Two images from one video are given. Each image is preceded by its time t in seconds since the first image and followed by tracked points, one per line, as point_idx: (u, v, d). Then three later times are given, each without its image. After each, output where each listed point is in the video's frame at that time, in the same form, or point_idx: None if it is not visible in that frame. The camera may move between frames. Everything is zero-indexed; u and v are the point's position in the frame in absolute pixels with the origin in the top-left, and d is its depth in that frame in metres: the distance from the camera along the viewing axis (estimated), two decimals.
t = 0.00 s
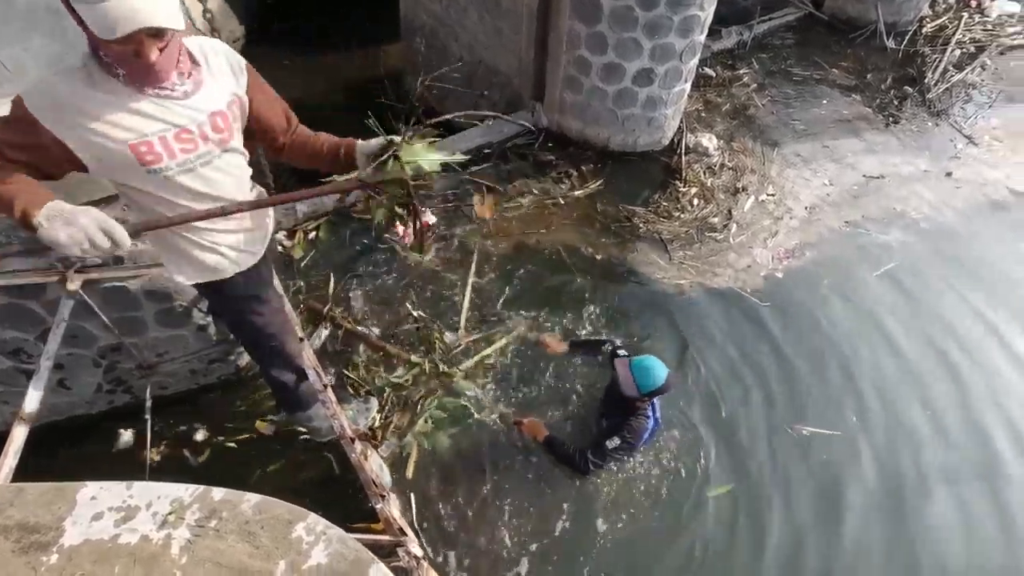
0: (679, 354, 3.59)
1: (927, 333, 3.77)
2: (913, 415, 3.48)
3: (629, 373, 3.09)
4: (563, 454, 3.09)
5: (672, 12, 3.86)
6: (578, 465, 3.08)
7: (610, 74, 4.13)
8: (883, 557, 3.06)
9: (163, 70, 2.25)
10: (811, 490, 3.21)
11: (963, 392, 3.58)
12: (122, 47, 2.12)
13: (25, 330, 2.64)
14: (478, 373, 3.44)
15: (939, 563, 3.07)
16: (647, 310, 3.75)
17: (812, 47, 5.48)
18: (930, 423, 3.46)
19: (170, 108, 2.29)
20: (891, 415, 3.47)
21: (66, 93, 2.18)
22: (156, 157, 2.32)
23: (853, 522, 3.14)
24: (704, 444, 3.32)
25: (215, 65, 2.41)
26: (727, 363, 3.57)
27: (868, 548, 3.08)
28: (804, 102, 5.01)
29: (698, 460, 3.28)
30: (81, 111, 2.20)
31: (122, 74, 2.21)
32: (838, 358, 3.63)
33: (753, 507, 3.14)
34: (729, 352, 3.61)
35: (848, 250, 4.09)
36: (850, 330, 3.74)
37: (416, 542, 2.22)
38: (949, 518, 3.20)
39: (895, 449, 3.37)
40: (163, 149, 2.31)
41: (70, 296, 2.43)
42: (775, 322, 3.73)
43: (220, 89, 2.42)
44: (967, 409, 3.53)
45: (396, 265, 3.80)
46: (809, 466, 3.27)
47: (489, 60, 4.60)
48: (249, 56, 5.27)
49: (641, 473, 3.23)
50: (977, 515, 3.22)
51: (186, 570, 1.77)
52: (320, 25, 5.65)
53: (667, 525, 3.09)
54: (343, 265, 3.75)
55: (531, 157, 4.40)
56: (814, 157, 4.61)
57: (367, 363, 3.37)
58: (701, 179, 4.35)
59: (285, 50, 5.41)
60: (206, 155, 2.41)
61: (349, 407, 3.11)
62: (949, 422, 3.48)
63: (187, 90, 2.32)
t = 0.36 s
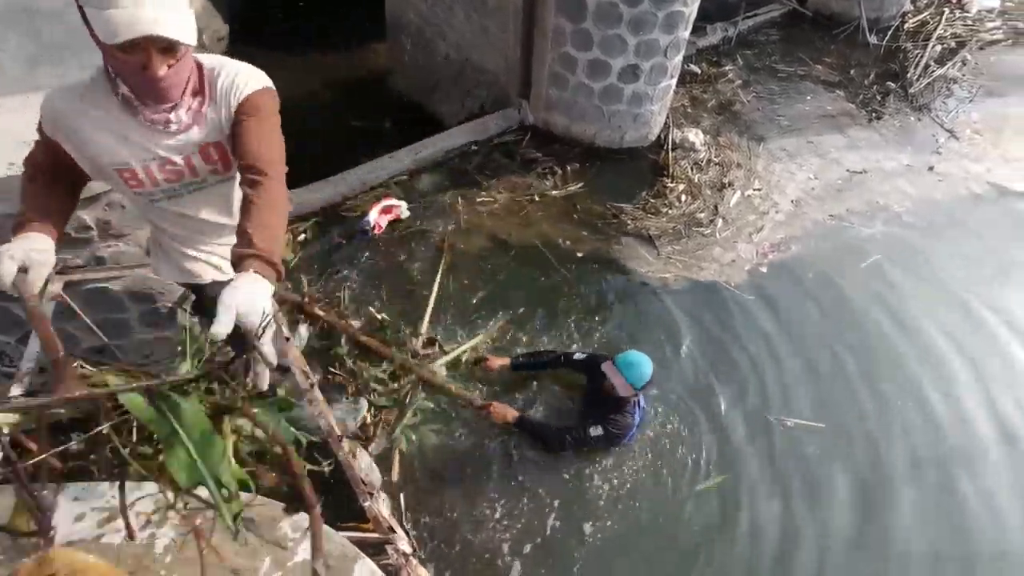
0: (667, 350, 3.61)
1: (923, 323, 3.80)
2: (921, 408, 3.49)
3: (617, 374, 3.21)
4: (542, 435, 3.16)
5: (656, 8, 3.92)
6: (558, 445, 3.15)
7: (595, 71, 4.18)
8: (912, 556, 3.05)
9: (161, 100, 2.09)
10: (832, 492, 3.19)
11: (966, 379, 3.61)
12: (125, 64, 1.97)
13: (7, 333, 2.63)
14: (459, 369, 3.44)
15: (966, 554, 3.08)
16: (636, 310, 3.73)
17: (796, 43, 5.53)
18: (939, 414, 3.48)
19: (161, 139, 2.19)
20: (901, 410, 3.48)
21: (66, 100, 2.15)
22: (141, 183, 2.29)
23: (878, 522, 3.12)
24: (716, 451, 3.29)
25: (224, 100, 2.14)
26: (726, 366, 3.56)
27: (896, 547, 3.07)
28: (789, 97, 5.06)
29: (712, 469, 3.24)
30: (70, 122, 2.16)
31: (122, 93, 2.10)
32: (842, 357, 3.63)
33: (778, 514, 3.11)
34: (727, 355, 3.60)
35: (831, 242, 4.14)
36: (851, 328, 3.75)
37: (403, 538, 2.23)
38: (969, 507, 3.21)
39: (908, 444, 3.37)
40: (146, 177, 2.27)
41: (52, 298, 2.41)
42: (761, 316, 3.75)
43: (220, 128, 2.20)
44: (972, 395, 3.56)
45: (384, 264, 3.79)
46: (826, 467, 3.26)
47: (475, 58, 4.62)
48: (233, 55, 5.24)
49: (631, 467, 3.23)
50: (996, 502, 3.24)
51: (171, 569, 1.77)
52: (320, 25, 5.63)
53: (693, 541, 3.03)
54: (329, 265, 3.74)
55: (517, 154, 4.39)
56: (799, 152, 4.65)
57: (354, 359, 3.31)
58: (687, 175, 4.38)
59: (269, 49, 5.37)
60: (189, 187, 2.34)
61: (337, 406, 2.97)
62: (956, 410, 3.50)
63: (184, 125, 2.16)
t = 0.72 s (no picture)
0: (657, 345, 3.63)
1: (925, 318, 3.83)
2: (934, 404, 3.52)
3: (611, 373, 3.06)
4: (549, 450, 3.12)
5: (644, 4, 3.94)
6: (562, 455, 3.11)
7: (584, 68, 4.19)
8: (940, 552, 3.07)
9: (164, 105, 2.04)
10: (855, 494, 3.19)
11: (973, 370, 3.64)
12: (126, 76, 1.92)
13: None
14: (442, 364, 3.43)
15: (969, 542, 3.11)
16: (631, 310, 3.75)
17: (782, 40, 5.58)
18: (935, 405, 3.51)
19: (166, 144, 2.12)
20: (914, 407, 3.50)
21: (54, 115, 2.03)
22: (143, 192, 2.18)
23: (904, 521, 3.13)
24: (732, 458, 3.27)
25: (228, 98, 2.15)
26: (733, 370, 3.55)
27: (913, 542, 3.08)
28: (776, 94, 5.10)
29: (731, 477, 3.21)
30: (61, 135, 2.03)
31: (119, 103, 2.02)
32: (850, 358, 3.64)
33: (806, 519, 3.10)
34: (731, 358, 3.60)
35: (818, 237, 4.18)
36: (857, 328, 3.76)
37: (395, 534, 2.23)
38: (970, 496, 3.24)
39: (925, 441, 3.38)
40: (149, 184, 2.16)
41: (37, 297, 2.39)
42: (748, 310, 3.78)
43: (225, 127, 2.19)
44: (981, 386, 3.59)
45: (374, 262, 3.79)
46: (845, 469, 3.27)
47: (463, 55, 4.61)
48: (220, 53, 5.22)
49: (623, 462, 3.25)
50: (1017, 491, 3.27)
51: (161, 564, 1.75)
52: (322, 26, 5.60)
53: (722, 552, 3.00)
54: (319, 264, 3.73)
55: (506, 151, 4.40)
56: (786, 149, 4.69)
57: (340, 359, 3.34)
58: (676, 171, 4.40)
59: (256, 47, 5.35)
60: (191, 193, 2.24)
61: (328, 404, 3.16)
62: (952, 400, 3.54)
63: (189, 126, 2.11)
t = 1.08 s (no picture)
0: (647, 336, 3.69)
1: (915, 307, 3.94)
2: (923, 390, 3.61)
3: (604, 378, 3.12)
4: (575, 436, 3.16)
5: (632, 3, 4.02)
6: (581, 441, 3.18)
7: (573, 65, 4.27)
8: (941, 534, 3.16)
9: (161, 71, 2.10)
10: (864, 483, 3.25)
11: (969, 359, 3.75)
12: (120, 36, 1.98)
13: None
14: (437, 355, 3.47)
15: (954, 519, 3.20)
16: (620, 302, 3.82)
17: (765, 40, 5.71)
18: (918, 389, 3.61)
19: (167, 115, 2.17)
20: (917, 396, 3.58)
21: (62, 101, 2.06)
22: (155, 169, 2.21)
23: (911, 508, 3.21)
24: (740, 451, 3.32)
25: (219, 70, 2.27)
26: (735, 362, 3.62)
27: (901, 521, 3.16)
28: (759, 92, 5.22)
29: (733, 469, 3.27)
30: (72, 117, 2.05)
31: (120, 75, 2.07)
32: (851, 349, 3.72)
33: (811, 506, 3.16)
34: (733, 350, 3.66)
35: (801, 230, 4.29)
36: (846, 318, 3.85)
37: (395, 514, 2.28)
38: (954, 475, 3.34)
39: (929, 429, 3.47)
40: (160, 161, 2.20)
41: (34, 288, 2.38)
42: (735, 301, 3.87)
43: (220, 98, 2.28)
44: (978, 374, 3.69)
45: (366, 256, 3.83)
46: (840, 456, 3.34)
47: (453, 53, 4.66)
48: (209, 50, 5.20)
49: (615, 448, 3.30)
50: (998, 469, 3.37)
51: (178, 534, 1.88)
52: (316, 25, 5.61)
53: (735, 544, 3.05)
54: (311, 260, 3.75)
55: (495, 147, 4.46)
56: (769, 146, 4.81)
57: (333, 353, 3.37)
58: (662, 167, 4.49)
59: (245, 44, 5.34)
60: (200, 167, 2.28)
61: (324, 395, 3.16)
62: (934, 383, 3.64)
63: (188, 93, 2.18)
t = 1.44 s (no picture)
0: (646, 324, 3.79)
1: (906, 288, 4.08)
2: (919, 366, 3.73)
3: (626, 368, 3.13)
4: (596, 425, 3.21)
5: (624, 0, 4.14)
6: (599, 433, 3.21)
7: (568, 61, 4.37)
8: (949, 502, 3.25)
9: (221, 71, 2.24)
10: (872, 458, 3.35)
11: (964, 334, 3.89)
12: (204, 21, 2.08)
13: (4, 319, 2.67)
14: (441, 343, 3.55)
15: (959, 486, 3.31)
16: (618, 291, 3.92)
17: (751, 36, 5.86)
18: (915, 366, 3.73)
19: (203, 101, 2.24)
20: (918, 372, 3.70)
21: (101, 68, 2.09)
22: (182, 148, 2.27)
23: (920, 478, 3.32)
24: (751, 430, 3.40)
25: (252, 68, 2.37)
26: (738, 343, 3.73)
27: (909, 490, 3.26)
28: (747, 86, 5.36)
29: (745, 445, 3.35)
30: (111, 87, 2.09)
31: (174, 53, 2.14)
32: (850, 328, 3.85)
33: (820, 480, 3.25)
34: (731, 334, 3.77)
35: (792, 219, 4.43)
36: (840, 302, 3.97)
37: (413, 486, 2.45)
38: (956, 444, 3.45)
39: (929, 403, 3.58)
40: (188, 141, 2.26)
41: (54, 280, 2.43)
42: (733, 288, 3.98)
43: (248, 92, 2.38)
44: (976, 352, 3.82)
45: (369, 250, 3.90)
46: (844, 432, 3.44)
47: (448, 50, 4.74)
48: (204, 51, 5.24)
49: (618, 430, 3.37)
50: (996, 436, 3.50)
51: (227, 497, 1.90)
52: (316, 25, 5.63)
53: (748, 516, 3.13)
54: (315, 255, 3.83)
55: (493, 142, 4.56)
56: (758, 138, 4.95)
57: (340, 342, 3.44)
58: (656, 160, 4.60)
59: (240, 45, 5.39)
60: (221, 153, 2.37)
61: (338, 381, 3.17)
62: (929, 359, 3.77)
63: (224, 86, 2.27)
